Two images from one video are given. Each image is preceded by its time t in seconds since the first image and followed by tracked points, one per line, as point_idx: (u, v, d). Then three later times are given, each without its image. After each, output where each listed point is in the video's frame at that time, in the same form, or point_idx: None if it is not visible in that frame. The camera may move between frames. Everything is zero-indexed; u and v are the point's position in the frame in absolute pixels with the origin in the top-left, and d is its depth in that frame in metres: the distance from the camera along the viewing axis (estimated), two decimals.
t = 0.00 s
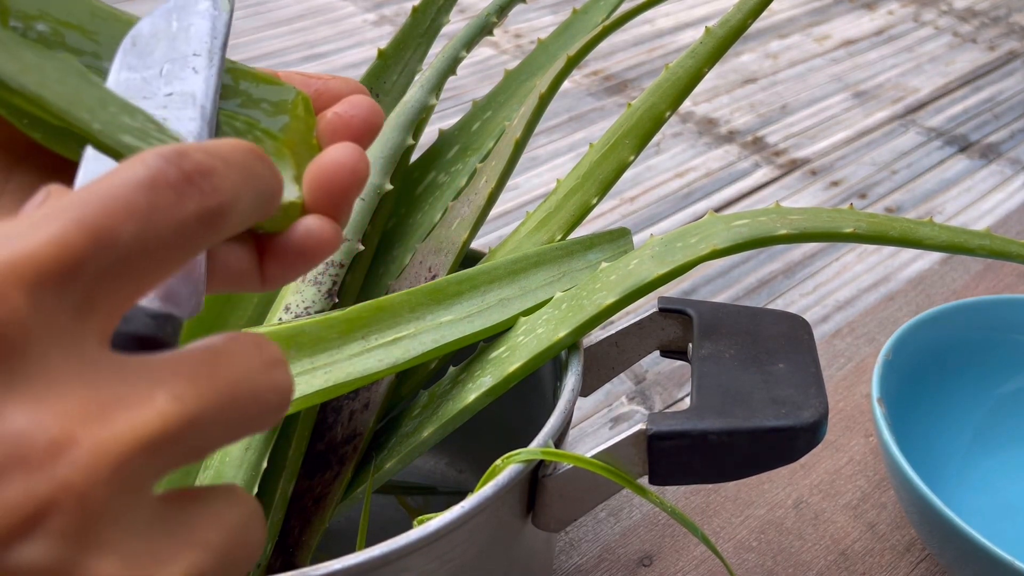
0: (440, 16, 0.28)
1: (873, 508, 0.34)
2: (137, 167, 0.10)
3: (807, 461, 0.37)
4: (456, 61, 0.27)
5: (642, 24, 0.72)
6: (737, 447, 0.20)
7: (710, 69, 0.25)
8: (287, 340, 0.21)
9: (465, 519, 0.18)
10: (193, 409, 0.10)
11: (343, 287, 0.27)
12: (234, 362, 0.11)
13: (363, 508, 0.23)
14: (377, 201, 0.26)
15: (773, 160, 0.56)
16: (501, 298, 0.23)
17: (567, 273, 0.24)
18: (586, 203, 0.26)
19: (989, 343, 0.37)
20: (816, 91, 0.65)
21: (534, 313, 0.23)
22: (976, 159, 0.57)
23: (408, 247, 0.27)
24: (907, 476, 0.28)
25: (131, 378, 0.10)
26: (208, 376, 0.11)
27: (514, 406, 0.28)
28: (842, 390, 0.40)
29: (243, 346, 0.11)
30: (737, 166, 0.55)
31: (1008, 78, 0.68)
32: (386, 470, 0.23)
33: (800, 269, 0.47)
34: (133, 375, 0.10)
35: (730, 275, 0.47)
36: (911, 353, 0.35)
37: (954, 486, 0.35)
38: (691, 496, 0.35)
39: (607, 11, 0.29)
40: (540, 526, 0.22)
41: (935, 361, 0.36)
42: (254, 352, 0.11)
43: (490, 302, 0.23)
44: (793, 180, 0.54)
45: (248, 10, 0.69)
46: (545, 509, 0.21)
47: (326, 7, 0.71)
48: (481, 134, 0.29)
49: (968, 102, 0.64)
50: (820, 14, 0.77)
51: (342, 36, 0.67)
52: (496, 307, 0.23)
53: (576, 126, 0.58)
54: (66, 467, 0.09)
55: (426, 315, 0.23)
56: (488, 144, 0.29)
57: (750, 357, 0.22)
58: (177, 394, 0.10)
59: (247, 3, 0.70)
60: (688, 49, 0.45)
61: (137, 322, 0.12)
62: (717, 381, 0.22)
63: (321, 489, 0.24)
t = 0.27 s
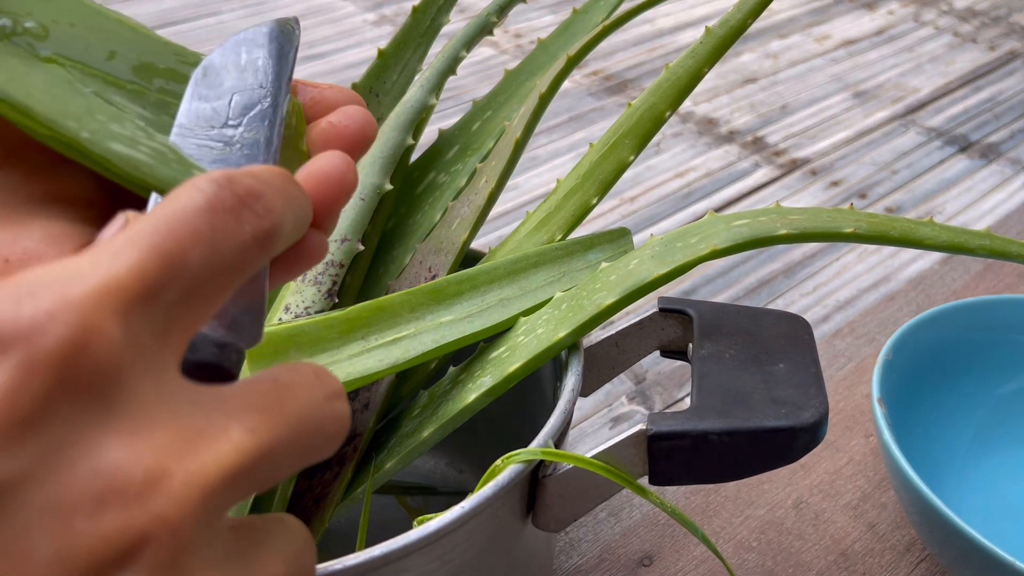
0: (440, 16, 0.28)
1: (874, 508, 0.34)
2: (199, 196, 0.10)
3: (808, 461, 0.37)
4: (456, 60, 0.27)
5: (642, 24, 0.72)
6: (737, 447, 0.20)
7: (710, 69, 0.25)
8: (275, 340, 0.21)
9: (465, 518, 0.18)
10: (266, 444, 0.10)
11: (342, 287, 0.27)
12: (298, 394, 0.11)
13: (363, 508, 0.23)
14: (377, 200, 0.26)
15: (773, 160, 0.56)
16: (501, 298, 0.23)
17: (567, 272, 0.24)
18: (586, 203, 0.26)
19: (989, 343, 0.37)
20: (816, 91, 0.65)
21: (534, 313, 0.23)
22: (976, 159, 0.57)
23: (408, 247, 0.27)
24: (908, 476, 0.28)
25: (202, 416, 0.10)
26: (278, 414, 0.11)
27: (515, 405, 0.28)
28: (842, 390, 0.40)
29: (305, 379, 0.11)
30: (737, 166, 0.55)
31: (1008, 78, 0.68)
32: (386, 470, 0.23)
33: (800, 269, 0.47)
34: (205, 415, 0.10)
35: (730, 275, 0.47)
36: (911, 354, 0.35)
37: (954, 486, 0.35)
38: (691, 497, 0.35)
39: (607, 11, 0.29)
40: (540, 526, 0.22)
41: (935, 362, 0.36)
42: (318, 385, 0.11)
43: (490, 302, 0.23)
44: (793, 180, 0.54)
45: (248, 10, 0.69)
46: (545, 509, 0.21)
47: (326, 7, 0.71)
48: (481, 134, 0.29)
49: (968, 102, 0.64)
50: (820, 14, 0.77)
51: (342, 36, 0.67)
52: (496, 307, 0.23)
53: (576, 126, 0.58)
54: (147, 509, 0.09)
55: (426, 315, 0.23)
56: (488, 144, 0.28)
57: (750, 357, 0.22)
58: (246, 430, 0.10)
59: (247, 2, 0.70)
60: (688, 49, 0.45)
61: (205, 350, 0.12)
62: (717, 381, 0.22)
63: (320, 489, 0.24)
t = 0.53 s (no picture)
0: (440, 16, 0.28)
1: (874, 508, 0.34)
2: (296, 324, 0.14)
3: (808, 461, 0.37)
4: (456, 61, 0.27)
5: (642, 24, 0.72)
6: (737, 447, 0.20)
7: (710, 69, 0.25)
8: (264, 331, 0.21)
9: (465, 518, 0.18)
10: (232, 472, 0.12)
11: (343, 287, 0.27)
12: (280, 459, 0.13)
13: (363, 507, 0.23)
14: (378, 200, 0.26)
15: (773, 159, 0.56)
16: (501, 298, 0.23)
17: (567, 272, 0.24)
18: (586, 203, 0.26)
19: (990, 343, 0.37)
20: (816, 91, 0.65)
21: (534, 313, 0.23)
22: (977, 159, 0.57)
23: (408, 247, 0.27)
24: (908, 476, 0.28)
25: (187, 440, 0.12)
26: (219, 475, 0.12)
27: (515, 406, 0.28)
28: (842, 390, 0.40)
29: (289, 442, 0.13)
30: (737, 166, 0.55)
31: (1008, 78, 0.68)
32: (386, 470, 0.23)
33: (800, 269, 0.47)
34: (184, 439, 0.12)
35: (730, 275, 0.47)
36: (911, 354, 0.35)
37: (955, 486, 0.35)
38: (691, 497, 0.35)
39: (607, 11, 0.29)
40: (540, 526, 0.22)
41: (935, 361, 0.36)
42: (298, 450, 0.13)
43: (490, 302, 0.23)
44: (793, 180, 0.54)
45: (248, 10, 0.69)
46: (545, 509, 0.21)
47: (326, 7, 0.71)
48: (481, 134, 0.29)
49: (969, 102, 0.64)
50: (821, 14, 0.77)
51: (342, 36, 0.67)
52: (496, 307, 0.23)
53: (576, 126, 0.58)
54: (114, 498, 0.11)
55: (426, 315, 0.22)
56: (488, 144, 0.28)
57: (751, 358, 0.22)
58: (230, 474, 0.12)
59: (247, 2, 0.70)
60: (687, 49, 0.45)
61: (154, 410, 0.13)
62: (717, 381, 0.22)
63: (320, 490, 0.24)
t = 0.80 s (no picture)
0: (440, 16, 0.28)
1: (874, 508, 0.34)
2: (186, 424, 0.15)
3: (807, 461, 0.37)
4: (456, 61, 0.27)
5: (642, 24, 0.72)
6: (737, 447, 0.20)
7: (710, 69, 0.25)
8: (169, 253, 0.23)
9: (465, 518, 0.18)
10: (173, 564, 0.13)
11: (343, 286, 0.27)
12: None
13: (361, 507, 0.23)
14: (377, 200, 0.26)
15: (773, 160, 0.56)
16: (501, 298, 0.23)
17: (567, 273, 0.24)
18: (586, 203, 0.26)
19: (990, 343, 0.37)
20: (816, 91, 0.65)
21: (534, 313, 0.23)
22: (976, 159, 0.57)
23: (408, 247, 0.27)
24: (908, 476, 0.28)
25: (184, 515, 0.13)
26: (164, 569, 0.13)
27: (515, 405, 0.28)
28: (842, 390, 0.40)
29: None
30: (737, 166, 0.55)
31: (1008, 78, 0.68)
32: (387, 470, 0.23)
33: (800, 269, 0.47)
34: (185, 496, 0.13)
35: (730, 275, 0.47)
36: (911, 353, 0.35)
37: (955, 487, 0.35)
38: (691, 497, 0.35)
39: (607, 11, 0.29)
40: (540, 526, 0.22)
41: (936, 361, 0.36)
42: None
43: (490, 302, 0.23)
44: (793, 180, 0.54)
45: (248, 10, 0.69)
46: (545, 509, 0.21)
47: (326, 7, 0.71)
48: (481, 134, 0.29)
49: (968, 102, 0.64)
50: (820, 14, 0.77)
51: (342, 36, 0.67)
52: (496, 307, 0.23)
53: (576, 126, 0.58)
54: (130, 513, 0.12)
55: (426, 315, 0.23)
56: (489, 144, 0.29)
57: (750, 358, 0.22)
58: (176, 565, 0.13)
59: (247, 3, 0.70)
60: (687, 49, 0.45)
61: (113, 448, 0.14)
62: (717, 381, 0.22)
63: (321, 490, 0.24)
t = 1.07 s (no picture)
0: (440, 16, 0.28)
1: (873, 508, 0.34)
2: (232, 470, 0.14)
3: (807, 461, 0.37)
4: (456, 61, 0.27)
5: (642, 24, 0.72)
6: (737, 447, 0.20)
7: (710, 70, 0.25)
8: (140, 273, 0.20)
9: (464, 518, 0.18)
10: None
11: (343, 286, 0.27)
12: None
13: (361, 508, 0.23)
14: (377, 201, 0.26)
15: (772, 160, 0.56)
16: (502, 298, 0.23)
17: (567, 273, 0.24)
18: (585, 203, 0.26)
19: (990, 342, 0.37)
20: (816, 91, 0.65)
21: (534, 313, 0.23)
22: (976, 159, 0.57)
23: (408, 247, 0.27)
24: (907, 475, 0.28)
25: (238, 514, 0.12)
26: None
27: (514, 406, 0.28)
28: (841, 390, 0.40)
29: None
30: (737, 166, 0.55)
31: (1007, 78, 0.68)
32: (387, 470, 0.23)
33: (800, 269, 0.47)
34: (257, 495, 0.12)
35: (730, 275, 0.47)
36: (911, 354, 0.35)
37: (956, 487, 0.35)
38: (691, 496, 0.35)
39: (607, 11, 0.29)
40: (540, 526, 0.22)
41: (936, 362, 0.36)
42: None
43: (490, 302, 0.23)
44: (793, 180, 0.54)
45: (248, 10, 0.69)
46: (545, 508, 0.21)
47: (326, 7, 0.71)
48: (481, 134, 0.29)
49: (968, 102, 0.64)
50: (820, 14, 0.77)
51: (342, 36, 0.67)
52: (496, 307, 0.23)
53: (576, 126, 0.58)
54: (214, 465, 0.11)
55: (426, 314, 0.23)
56: (489, 144, 0.29)
57: (750, 358, 0.22)
58: None
59: (247, 3, 0.70)
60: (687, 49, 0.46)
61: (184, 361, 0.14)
62: (717, 381, 0.22)
63: (321, 489, 0.24)
